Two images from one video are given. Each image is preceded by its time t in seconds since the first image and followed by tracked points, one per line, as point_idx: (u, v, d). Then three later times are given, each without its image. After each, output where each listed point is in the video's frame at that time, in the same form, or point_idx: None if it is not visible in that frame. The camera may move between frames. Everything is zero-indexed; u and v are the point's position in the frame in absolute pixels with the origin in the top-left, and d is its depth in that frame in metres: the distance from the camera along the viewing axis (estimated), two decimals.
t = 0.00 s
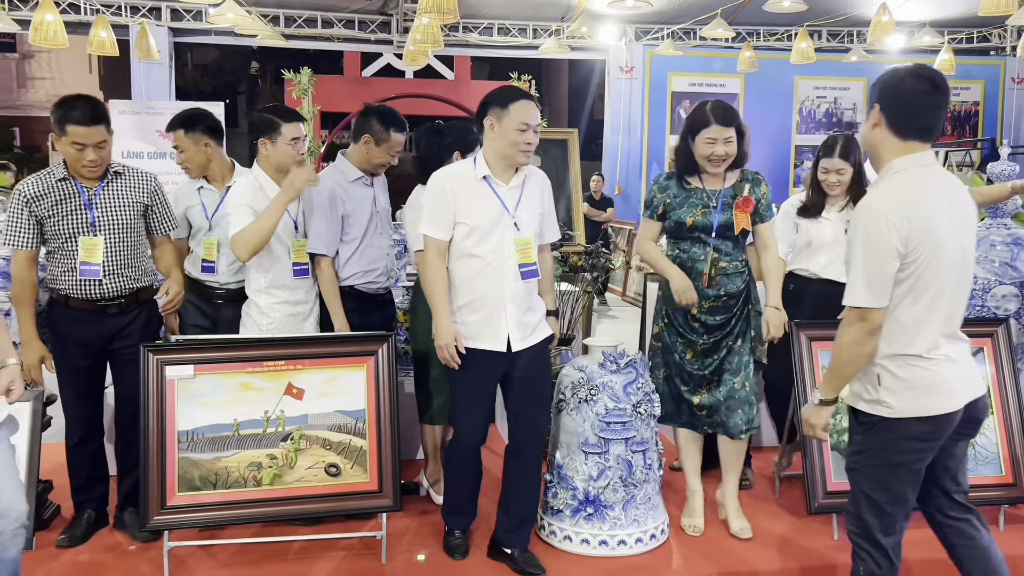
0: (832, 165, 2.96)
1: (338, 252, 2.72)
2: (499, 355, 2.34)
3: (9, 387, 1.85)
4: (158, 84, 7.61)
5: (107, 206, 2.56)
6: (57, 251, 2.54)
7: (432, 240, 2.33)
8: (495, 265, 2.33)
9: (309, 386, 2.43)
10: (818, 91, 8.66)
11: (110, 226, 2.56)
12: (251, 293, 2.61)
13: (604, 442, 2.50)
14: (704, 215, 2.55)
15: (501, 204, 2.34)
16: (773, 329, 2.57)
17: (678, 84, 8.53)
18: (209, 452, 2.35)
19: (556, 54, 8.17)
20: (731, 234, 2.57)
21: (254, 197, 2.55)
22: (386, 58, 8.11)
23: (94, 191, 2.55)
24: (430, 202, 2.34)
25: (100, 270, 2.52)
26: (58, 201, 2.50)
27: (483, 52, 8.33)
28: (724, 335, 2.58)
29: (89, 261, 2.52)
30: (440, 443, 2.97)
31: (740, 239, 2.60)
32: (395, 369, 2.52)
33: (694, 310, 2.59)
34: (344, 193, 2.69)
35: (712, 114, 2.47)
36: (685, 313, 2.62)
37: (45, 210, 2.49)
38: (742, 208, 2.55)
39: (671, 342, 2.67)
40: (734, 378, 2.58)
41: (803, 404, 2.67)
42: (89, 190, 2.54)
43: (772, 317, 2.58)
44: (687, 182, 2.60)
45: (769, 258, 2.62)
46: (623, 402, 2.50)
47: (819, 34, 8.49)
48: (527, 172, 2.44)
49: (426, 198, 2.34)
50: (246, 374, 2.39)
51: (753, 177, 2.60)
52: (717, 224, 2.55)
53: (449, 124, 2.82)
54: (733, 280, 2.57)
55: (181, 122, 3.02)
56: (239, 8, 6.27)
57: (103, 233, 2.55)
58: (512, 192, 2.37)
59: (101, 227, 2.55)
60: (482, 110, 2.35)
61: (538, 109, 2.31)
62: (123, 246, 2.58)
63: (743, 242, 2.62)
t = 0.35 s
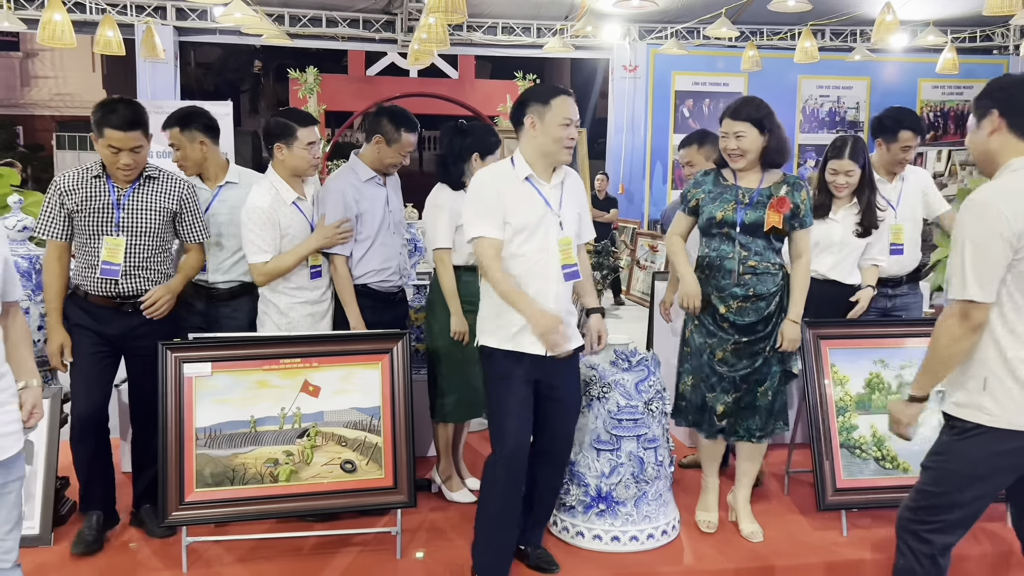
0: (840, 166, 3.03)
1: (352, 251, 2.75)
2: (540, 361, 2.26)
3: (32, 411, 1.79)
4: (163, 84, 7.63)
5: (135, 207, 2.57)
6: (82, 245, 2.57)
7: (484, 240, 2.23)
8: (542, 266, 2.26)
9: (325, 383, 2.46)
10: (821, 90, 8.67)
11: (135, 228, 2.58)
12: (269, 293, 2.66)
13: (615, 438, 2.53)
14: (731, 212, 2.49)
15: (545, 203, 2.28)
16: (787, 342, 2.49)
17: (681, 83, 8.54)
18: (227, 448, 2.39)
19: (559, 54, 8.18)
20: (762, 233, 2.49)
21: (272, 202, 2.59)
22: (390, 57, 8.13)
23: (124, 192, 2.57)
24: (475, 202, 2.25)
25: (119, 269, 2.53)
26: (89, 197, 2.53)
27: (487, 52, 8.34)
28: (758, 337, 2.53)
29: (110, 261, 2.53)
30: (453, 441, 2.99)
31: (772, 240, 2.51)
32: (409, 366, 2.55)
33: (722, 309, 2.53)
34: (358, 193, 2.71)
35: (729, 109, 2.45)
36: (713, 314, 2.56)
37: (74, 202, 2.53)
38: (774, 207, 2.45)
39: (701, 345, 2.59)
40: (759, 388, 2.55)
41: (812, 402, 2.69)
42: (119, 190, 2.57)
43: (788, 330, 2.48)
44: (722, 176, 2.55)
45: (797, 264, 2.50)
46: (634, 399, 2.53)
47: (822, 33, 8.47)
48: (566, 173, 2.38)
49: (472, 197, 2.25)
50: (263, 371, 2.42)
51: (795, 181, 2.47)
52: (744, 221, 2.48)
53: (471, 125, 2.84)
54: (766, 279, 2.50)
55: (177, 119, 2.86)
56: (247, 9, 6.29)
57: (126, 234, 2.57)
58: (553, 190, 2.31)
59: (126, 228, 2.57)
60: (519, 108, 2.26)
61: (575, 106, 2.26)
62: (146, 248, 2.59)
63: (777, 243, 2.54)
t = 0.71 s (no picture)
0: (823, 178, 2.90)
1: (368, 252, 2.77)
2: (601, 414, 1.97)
3: (94, 418, 1.87)
4: (170, 84, 7.65)
5: (140, 215, 2.56)
6: (87, 259, 2.54)
7: (576, 272, 1.85)
8: (606, 315, 1.95)
9: (341, 382, 2.48)
10: (827, 90, 8.67)
11: (142, 235, 2.58)
12: (285, 294, 2.68)
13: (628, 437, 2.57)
14: (750, 221, 2.40)
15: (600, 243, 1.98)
16: (836, 352, 2.50)
17: (688, 83, 8.55)
18: (244, 447, 2.41)
19: (565, 54, 8.19)
20: (783, 243, 2.39)
21: (289, 204, 2.61)
22: (397, 57, 8.13)
23: (126, 200, 2.54)
24: (538, 238, 1.91)
25: (132, 279, 2.55)
26: (92, 209, 2.50)
27: (493, 52, 8.36)
28: (780, 350, 2.42)
29: (122, 271, 2.54)
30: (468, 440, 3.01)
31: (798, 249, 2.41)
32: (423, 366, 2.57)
33: (743, 322, 2.42)
34: (374, 194, 2.73)
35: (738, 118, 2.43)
36: (733, 326, 2.44)
37: (75, 217, 2.49)
38: (794, 215, 2.37)
39: (718, 358, 2.51)
40: (776, 400, 2.44)
41: (824, 402, 2.70)
42: (120, 197, 2.54)
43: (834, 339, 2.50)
44: (740, 187, 2.48)
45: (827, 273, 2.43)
46: (646, 398, 2.56)
47: (829, 33, 8.47)
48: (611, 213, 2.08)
49: (538, 235, 1.89)
50: (280, 370, 2.44)
51: (814, 188, 2.40)
52: (764, 229, 2.38)
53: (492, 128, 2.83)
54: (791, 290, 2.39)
55: (149, 123, 2.94)
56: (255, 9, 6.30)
57: (133, 242, 2.57)
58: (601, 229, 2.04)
59: (132, 236, 2.56)
60: (566, 143, 1.99)
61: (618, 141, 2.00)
62: (153, 254, 2.62)
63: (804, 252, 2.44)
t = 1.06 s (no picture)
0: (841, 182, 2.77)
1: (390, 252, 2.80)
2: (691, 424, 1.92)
3: (92, 425, 1.84)
4: (184, 85, 7.69)
5: (106, 214, 2.48)
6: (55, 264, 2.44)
7: (715, 285, 1.77)
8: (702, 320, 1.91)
9: (362, 382, 2.50)
10: (839, 90, 8.66)
11: (109, 236, 2.50)
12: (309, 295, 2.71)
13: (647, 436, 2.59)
14: (757, 250, 2.36)
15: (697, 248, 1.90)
16: (852, 391, 2.36)
17: (699, 83, 8.54)
18: (267, 446, 2.43)
19: (577, 54, 8.20)
20: (793, 271, 2.33)
21: (312, 206, 2.64)
22: (408, 58, 8.16)
23: (90, 199, 2.46)
24: (672, 248, 1.77)
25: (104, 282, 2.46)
26: (55, 210, 2.41)
27: (504, 52, 8.37)
28: (796, 390, 2.40)
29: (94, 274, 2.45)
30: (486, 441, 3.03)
31: (811, 275, 2.34)
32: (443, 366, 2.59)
33: (755, 358, 2.40)
34: (395, 195, 2.75)
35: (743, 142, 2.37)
36: (745, 364, 2.42)
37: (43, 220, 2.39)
38: (802, 240, 2.32)
39: (734, 398, 2.44)
40: (797, 443, 2.44)
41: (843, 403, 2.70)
42: (83, 196, 2.45)
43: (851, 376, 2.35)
44: (747, 219, 2.44)
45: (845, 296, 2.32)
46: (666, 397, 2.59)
47: (840, 33, 8.46)
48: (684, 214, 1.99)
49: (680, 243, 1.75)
50: (302, 370, 2.46)
51: (827, 213, 2.34)
52: (771, 258, 2.34)
53: (517, 132, 2.83)
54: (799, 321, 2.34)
55: (149, 134, 2.78)
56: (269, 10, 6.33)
57: (100, 243, 2.49)
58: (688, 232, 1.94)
59: (99, 237, 2.48)
60: (656, 140, 1.88)
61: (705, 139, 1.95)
62: (122, 254, 2.54)
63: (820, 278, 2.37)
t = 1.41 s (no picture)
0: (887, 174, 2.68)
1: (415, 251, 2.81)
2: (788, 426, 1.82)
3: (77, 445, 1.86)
4: (202, 86, 7.73)
5: (110, 213, 2.28)
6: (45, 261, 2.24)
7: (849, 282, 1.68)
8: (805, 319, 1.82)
9: (388, 381, 2.51)
10: (857, 90, 8.60)
11: (113, 236, 2.30)
12: (336, 296, 2.74)
13: (672, 436, 2.60)
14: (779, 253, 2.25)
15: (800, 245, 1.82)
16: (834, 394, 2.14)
17: (715, 83, 8.51)
18: (293, 445, 2.45)
19: (593, 54, 8.18)
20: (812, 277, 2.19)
21: (338, 207, 2.66)
22: (425, 58, 8.16)
23: (92, 197, 2.25)
24: (805, 241, 1.65)
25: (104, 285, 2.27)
26: (54, 208, 2.20)
27: (521, 52, 8.36)
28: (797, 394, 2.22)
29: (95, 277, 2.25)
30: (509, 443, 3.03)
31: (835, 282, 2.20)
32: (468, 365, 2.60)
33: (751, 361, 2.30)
34: (420, 194, 2.76)
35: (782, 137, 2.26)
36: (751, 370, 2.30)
37: (34, 217, 2.19)
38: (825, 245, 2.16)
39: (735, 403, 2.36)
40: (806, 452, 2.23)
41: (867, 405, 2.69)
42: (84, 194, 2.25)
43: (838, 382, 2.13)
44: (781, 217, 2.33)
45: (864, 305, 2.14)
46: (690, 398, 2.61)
47: (859, 32, 8.40)
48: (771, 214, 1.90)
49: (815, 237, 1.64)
50: (329, 369, 2.48)
51: (858, 214, 2.15)
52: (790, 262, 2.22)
53: (543, 132, 2.86)
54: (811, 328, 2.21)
55: (169, 135, 2.70)
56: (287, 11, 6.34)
57: (103, 244, 2.29)
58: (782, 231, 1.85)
59: (101, 237, 2.28)
60: (758, 133, 1.79)
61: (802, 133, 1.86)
62: (124, 257, 2.34)
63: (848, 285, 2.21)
